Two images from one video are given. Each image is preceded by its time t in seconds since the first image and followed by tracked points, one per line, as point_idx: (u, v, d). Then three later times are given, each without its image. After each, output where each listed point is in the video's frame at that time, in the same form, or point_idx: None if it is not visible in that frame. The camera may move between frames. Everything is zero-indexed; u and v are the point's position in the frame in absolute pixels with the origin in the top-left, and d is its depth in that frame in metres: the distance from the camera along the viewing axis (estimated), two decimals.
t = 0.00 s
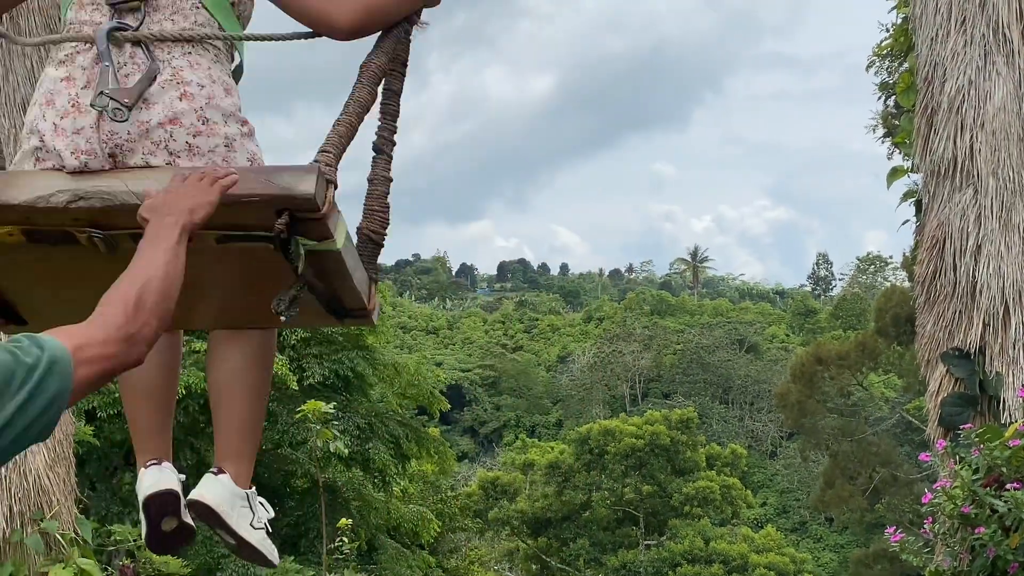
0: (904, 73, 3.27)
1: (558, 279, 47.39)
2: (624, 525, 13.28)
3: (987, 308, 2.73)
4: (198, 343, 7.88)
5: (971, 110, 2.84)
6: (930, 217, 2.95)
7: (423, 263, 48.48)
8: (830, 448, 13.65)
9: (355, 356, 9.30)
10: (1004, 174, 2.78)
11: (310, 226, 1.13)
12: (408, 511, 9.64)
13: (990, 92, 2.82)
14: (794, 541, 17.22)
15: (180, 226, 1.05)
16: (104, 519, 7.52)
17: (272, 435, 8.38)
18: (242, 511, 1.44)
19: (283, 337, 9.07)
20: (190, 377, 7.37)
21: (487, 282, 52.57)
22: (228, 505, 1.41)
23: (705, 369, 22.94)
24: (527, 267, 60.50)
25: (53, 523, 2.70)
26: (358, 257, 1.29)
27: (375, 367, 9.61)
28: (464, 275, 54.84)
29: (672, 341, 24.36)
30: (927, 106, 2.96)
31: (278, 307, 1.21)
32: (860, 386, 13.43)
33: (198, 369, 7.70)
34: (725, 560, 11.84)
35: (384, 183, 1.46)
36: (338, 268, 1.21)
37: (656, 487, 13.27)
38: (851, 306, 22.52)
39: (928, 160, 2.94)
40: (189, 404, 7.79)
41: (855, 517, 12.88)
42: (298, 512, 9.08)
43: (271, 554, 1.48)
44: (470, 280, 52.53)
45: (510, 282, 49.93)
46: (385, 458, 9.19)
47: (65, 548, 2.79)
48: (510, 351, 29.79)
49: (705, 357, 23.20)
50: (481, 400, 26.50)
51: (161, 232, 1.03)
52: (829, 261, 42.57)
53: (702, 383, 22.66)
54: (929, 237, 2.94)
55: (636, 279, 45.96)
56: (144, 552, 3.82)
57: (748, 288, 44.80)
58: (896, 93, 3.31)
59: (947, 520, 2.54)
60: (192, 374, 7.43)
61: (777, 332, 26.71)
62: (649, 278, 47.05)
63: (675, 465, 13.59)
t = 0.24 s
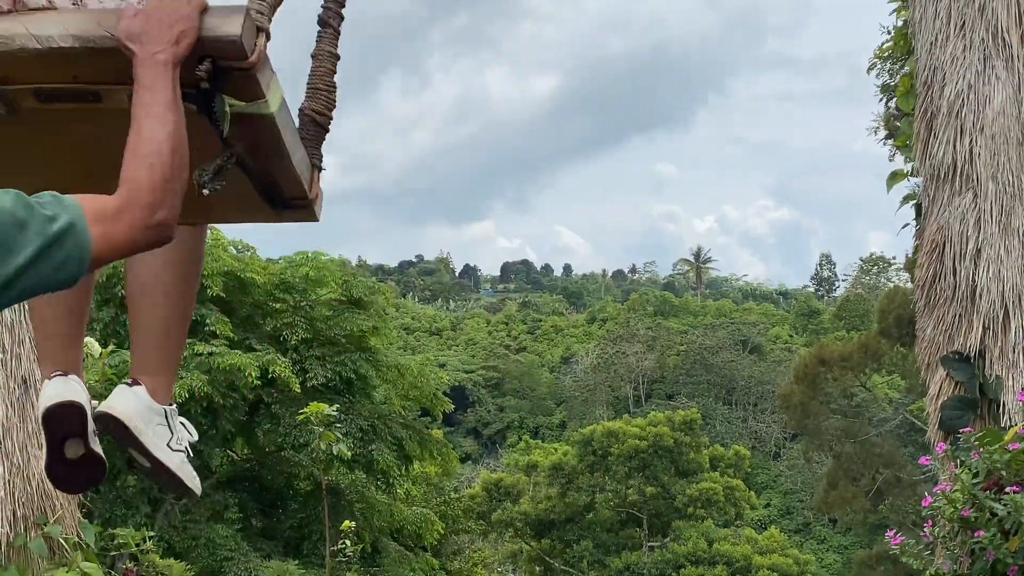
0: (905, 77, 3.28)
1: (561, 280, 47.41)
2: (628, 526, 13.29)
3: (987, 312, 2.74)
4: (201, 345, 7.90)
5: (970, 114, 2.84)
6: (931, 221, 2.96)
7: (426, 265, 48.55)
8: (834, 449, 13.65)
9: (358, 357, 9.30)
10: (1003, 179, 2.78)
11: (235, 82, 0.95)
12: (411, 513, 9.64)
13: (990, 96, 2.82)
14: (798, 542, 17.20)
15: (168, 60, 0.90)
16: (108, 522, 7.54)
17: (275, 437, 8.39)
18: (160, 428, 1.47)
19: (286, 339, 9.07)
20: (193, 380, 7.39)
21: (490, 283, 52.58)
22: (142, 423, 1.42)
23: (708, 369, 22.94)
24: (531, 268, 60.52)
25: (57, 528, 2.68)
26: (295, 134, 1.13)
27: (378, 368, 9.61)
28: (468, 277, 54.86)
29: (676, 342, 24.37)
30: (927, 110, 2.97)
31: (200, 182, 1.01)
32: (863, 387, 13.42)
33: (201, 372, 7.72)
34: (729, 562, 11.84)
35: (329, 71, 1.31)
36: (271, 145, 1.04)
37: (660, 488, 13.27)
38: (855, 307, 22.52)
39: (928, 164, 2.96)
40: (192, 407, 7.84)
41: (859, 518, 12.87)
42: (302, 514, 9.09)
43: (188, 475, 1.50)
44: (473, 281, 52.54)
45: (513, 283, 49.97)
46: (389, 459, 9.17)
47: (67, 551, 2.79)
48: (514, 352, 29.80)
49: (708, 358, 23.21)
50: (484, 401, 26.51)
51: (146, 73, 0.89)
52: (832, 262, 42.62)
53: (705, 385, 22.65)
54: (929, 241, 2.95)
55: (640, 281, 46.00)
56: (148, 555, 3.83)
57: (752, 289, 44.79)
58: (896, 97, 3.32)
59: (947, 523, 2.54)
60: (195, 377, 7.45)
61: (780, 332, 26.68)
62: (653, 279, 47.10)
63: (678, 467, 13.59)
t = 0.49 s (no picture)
0: (906, 81, 3.29)
1: (563, 281, 47.43)
2: (629, 528, 13.29)
3: (986, 316, 2.73)
4: (202, 347, 7.91)
5: (969, 118, 2.85)
6: (931, 224, 2.98)
7: (428, 265, 48.57)
8: (835, 450, 13.65)
9: (359, 359, 9.31)
10: (1002, 182, 2.77)
11: (186, 12, 1.08)
12: (413, 514, 9.64)
13: (988, 99, 2.82)
14: (799, 543, 17.20)
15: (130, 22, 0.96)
16: (110, 523, 7.56)
17: (276, 438, 8.40)
18: (109, 344, 1.29)
19: (286, 340, 9.10)
20: (194, 382, 7.41)
21: (492, 284, 52.61)
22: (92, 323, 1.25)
23: (710, 371, 22.94)
24: (533, 269, 60.55)
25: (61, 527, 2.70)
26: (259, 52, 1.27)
27: (379, 369, 9.60)
28: (470, 277, 54.87)
29: (677, 343, 24.36)
30: (926, 114, 3.00)
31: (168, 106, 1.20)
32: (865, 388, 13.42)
33: (203, 373, 7.75)
34: (730, 563, 11.84)
35: None
36: (230, 66, 1.19)
37: (661, 489, 13.28)
38: (856, 308, 22.51)
39: (927, 168, 2.98)
40: (192, 408, 7.94)
41: (861, 520, 12.87)
42: (303, 516, 9.09)
43: (139, 405, 1.30)
44: (476, 282, 52.55)
45: (515, 284, 49.98)
46: (391, 461, 9.14)
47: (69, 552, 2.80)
48: (515, 353, 29.81)
49: (710, 359, 23.20)
50: (486, 402, 26.52)
51: (113, 24, 0.95)
52: (834, 263, 42.64)
53: (707, 386, 22.64)
54: (929, 244, 2.97)
55: (642, 282, 46.02)
56: (149, 556, 3.85)
57: (754, 289, 44.78)
58: (898, 100, 3.33)
59: (945, 525, 2.55)
60: (196, 379, 7.47)
61: (782, 334, 26.67)
62: (655, 279, 47.12)
63: (680, 468, 13.59)
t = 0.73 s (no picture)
0: (906, 81, 3.29)
1: (565, 282, 47.45)
2: (630, 528, 13.29)
3: (986, 316, 2.74)
4: (204, 347, 7.91)
5: (970, 118, 2.85)
6: (931, 224, 2.98)
7: (429, 266, 48.61)
8: (837, 451, 13.65)
9: (360, 359, 9.32)
10: (1003, 182, 2.77)
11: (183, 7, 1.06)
12: (414, 514, 9.65)
13: (989, 100, 2.82)
14: (801, 544, 17.19)
15: (129, 15, 0.95)
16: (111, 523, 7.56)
17: (277, 438, 8.41)
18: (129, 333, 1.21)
19: (287, 340, 9.09)
20: (196, 383, 7.41)
21: (493, 284, 52.58)
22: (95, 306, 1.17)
23: (711, 371, 22.92)
24: (534, 269, 60.54)
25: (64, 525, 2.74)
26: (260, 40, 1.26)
27: (381, 369, 9.62)
28: (471, 278, 54.86)
29: (679, 344, 24.36)
30: (926, 115, 3.01)
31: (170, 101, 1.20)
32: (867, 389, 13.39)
33: (204, 374, 7.75)
34: (731, 564, 11.84)
35: None
36: (230, 58, 1.19)
37: (662, 490, 13.28)
38: (858, 309, 22.51)
39: (927, 168, 2.99)
40: (195, 409, 7.94)
41: (862, 520, 12.86)
42: (304, 516, 9.10)
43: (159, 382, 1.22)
44: (477, 282, 52.53)
45: (517, 285, 50.01)
46: (392, 461, 9.17)
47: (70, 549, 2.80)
48: (516, 354, 29.82)
49: (711, 360, 23.20)
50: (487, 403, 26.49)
51: (111, 18, 0.93)
52: (835, 264, 42.65)
53: (709, 387, 22.64)
54: (929, 244, 2.98)
55: (643, 283, 46.03)
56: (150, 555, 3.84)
57: (755, 290, 44.79)
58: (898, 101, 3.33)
59: (945, 524, 2.56)
60: (198, 379, 7.47)
61: (784, 334, 26.64)
62: (656, 280, 47.14)
63: (681, 469, 13.59)
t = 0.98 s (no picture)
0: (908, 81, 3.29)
1: (565, 282, 47.46)
2: (630, 529, 13.30)
3: (986, 316, 2.74)
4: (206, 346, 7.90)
5: (971, 119, 2.86)
6: (933, 224, 2.99)
7: (429, 266, 48.62)
8: (837, 452, 13.65)
9: (361, 358, 9.32)
10: (1004, 183, 2.78)
11: (213, 68, 1.08)
12: (415, 514, 9.66)
13: (991, 101, 2.83)
14: (801, 545, 17.20)
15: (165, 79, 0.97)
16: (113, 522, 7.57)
17: (279, 438, 8.42)
18: (190, 397, 1.57)
19: (289, 340, 9.08)
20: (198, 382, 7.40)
21: (493, 284, 52.59)
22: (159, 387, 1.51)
23: (712, 372, 22.93)
24: (535, 270, 60.52)
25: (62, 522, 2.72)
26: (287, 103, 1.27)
27: (381, 369, 9.63)
28: (471, 278, 54.84)
29: (680, 344, 24.36)
30: (928, 116, 3.03)
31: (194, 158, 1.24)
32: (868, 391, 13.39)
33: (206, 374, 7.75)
34: (732, 565, 11.84)
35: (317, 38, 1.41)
36: (257, 119, 1.21)
37: (663, 491, 13.28)
38: (859, 310, 22.51)
39: (930, 169, 3.00)
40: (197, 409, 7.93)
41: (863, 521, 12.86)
42: (305, 515, 9.10)
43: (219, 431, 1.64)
44: (477, 282, 52.52)
45: (517, 286, 50.03)
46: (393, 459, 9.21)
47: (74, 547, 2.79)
48: (517, 354, 29.83)
49: (712, 361, 23.20)
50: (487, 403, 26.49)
51: (147, 87, 0.96)
52: (836, 265, 42.66)
53: (709, 387, 22.64)
54: (931, 245, 2.99)
55: (644, 284, 46.04)
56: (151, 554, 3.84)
57: (756, 291, 44.78)
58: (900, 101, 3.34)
59: (946, 524, 2.56)
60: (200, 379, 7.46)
61: (784, 335, 26.65)
62: (657, 280, 47.16)
63: (681, 469, 13.59)
